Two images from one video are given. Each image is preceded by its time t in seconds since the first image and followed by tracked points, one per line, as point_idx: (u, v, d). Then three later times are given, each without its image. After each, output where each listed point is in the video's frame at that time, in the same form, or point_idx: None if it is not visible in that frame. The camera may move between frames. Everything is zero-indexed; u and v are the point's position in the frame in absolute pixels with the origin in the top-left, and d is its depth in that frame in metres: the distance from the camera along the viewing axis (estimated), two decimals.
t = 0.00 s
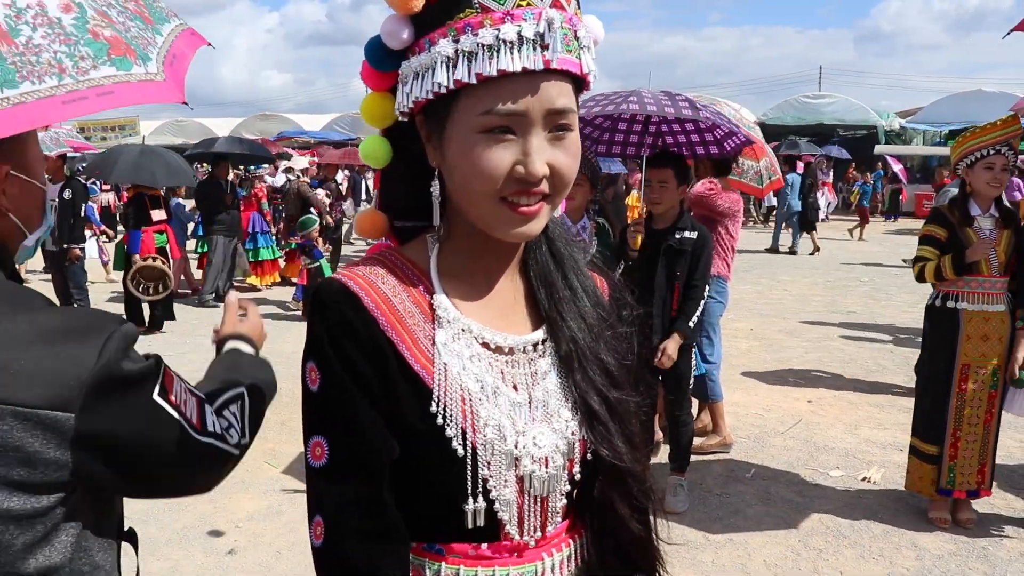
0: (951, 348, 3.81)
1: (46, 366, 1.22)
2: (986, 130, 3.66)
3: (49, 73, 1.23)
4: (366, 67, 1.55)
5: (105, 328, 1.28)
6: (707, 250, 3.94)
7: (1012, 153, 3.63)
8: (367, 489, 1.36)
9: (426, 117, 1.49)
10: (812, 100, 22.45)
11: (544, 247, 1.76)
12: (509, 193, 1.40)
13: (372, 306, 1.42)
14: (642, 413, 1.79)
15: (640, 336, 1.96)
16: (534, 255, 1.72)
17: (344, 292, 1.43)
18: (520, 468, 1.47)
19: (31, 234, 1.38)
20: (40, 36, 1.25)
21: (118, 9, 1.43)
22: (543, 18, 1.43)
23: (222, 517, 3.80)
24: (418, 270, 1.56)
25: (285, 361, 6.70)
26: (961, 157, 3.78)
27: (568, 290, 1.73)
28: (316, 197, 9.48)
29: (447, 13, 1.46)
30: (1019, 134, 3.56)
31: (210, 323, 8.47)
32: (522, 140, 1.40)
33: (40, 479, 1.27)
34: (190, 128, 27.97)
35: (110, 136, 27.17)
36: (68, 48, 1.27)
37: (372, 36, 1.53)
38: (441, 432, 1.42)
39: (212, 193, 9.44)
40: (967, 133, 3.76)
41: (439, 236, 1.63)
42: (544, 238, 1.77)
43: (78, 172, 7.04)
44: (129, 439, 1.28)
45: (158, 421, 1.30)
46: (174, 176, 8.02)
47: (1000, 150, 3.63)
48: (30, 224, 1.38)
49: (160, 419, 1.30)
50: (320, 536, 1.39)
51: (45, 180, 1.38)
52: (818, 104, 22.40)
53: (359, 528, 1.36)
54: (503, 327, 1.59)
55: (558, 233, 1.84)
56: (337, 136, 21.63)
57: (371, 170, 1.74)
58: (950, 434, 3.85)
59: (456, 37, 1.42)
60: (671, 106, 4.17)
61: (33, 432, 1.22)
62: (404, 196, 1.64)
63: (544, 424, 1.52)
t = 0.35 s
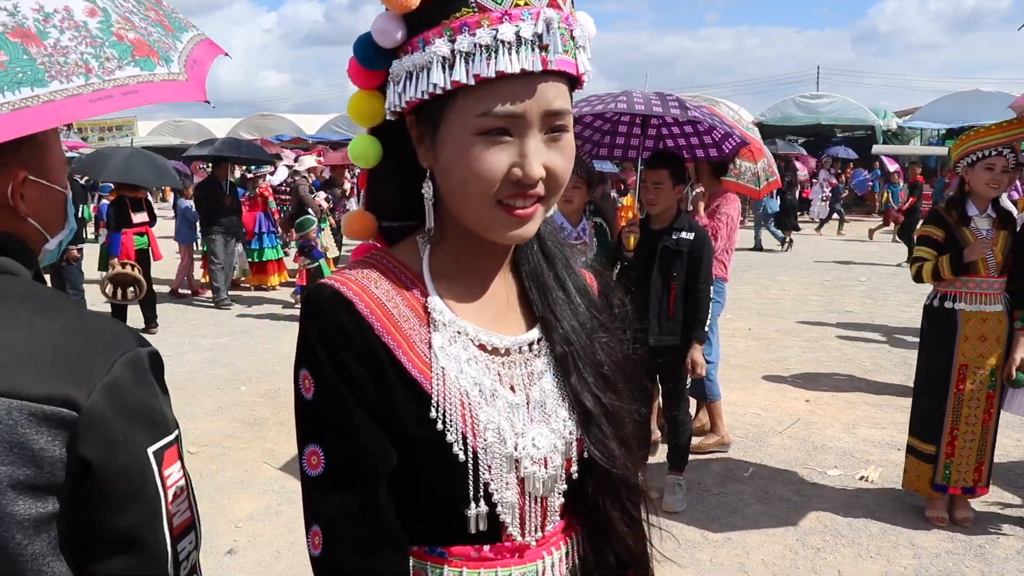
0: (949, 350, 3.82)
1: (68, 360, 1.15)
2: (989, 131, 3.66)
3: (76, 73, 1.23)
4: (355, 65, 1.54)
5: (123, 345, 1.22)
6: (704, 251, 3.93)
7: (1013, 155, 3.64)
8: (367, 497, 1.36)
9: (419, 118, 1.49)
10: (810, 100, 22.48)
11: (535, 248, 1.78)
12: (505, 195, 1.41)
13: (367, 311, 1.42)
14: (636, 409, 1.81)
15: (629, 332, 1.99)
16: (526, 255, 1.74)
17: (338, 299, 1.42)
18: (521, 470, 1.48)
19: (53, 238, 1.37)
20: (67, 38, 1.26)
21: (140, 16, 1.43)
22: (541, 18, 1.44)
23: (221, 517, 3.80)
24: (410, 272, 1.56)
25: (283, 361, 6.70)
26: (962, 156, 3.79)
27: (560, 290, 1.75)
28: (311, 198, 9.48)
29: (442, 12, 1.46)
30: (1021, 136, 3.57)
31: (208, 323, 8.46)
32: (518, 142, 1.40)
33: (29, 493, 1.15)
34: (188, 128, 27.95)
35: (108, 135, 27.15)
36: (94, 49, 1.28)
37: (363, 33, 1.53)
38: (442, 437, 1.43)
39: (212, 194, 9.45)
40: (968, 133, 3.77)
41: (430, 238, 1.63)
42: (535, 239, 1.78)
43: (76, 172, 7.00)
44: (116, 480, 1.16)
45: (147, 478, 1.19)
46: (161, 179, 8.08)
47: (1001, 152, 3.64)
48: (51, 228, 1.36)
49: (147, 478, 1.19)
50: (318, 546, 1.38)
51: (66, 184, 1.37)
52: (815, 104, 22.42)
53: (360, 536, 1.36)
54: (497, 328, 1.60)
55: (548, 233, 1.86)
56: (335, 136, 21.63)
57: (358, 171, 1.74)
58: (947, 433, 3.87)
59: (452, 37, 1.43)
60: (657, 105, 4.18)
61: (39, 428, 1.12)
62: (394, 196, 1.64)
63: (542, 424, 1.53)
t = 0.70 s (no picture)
0: (946, 350, 3.82)
1: None
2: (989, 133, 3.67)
3: (114, 88, 1.25)
4: (345, 64, 1.54)
5: (74, 345, 1.20)
6: (703, 251, 3.93)
7: (1013, 157, 3.65)
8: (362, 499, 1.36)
9: (410, 117, 1.49)
10: (809, 100, 22.50)
11: (525, 248, 1.78)
12: (497, 196, 1.41)
13: (359, 313, 1.42)
14: (629, 406, 1.81)
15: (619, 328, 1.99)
16: (516, 255, 1.74)
17: (330, 302, 1.42)
18: (517, 468, 1.48)
19: (37, 239, 1.38)
20: (107, 54, 1.28)
21: (175, 31, 1.50)
22: (534, 18, 1.44)
23: (219, 517, 3.80)
24: (402, 273, 1.56)
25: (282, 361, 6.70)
26: (962, 156, 3.79)
27: (552, 290, 1.75)
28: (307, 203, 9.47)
29: (434, 10, 1.46)
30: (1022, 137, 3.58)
31: (207, 323, 8.46)
32: (511, 143, 1.40)
33: None
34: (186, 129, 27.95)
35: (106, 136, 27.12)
36: (132, 65, 1.31)
37: (355, 32, 1.52)
38: (437, 438, 1.42)
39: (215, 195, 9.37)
40: (969, 133, 3.77)
41: (421, 239, 1.63)
42: (525, 238, 1.79)
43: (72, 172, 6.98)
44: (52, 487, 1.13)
45: (91, 483, 1.16)
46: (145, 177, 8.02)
47: (1002, 153, 3.64)
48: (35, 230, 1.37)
49: (91, 484, 1.16)
50: (314, 550, 1.38)
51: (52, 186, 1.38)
52: (814, 104, 22.43)
53: (357, 539, 1.35)
54: (490, 328, 1.60)
55: (538, 232, 1.86)
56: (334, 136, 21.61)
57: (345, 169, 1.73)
58: (946, 433, 3.86)
59: (445, 36, 1.42)
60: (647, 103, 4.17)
61: None
62: (389, 195, 1.65)
63: (538, 422, 1.53)
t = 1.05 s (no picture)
0: (947, 351, 3.81)
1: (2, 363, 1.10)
2: (986, 132, 3.67)
3: (65, 80, 1.23)
4: (333, 66, 1.54)
5: (75, 344, 1.19)
6: (701, 251, 3.93)
7: (1009, 156, 3.65)
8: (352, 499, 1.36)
9: (397, 118, 1.50)
10: (808, 100, 22.51)
11: (515, 247, 1.77)
12: (484, 197, 1.41)
13: (347, 315, 1.42)
14: (624, 402, 1.81)
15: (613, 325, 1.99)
16: (506, 254, 1.74)
17: (319, 304, 1.42)
18: (509, 466, 1.48)
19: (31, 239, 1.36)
20: (59, 46, 1.26)
21: (145, 23, 1.47)
22: (520, 20, 1.44)
23: (219, 517, 3.80)
24: (391, 275, 1.56)
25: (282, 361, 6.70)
26: (959, 157, 3.79)
27: (543, 288, 1.74)
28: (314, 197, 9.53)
29: (420, 13, 1.46)
30: (1018, 137, 3.59)
31: (207, 323, 8.46)
32: (497, 144, 1.40)
33: None
34: (185, 129, 27.94)
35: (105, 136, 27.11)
36: (86, 56, 1.29)
37: (342, 34, 1.52)
38: (427, 437, 1.43)
39: (215, 194, 9.28)
40: (965, 133, 3.77)
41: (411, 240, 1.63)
42: (516, 237, 1.78)
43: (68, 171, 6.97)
44: (71, 489, 1.13)
45: (109, 481, 1.17)
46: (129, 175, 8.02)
47: (998, 153, 3.64)
48: (29, 230, 1.36)
49: (108, 481, 1.17)
50: (307, 550, 1.38)
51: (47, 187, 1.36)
52: (812, 104, 22.43)
53: (348, 538, 1.35)
54: (481, 327, 1.60)
55: (530, 231, 1.85)
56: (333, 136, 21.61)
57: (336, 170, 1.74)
58: (947, 433, 3.86)
59: (431, 39, 1.42)
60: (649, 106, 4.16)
61: None
62: (379, 196, 1.65)
63: (529, 420, 1.53)
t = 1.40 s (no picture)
0: (951, 350, 3.81)
1: (25, 362, 1.10)
2: (979, 130, 3.69)
3: (50, 69, 1.22)
4: (335, 65, 1.53)
5: (95, 343, 1.18)
6: (703, 250, 3.94)
7: (1005, 154, 3.65)
8: (349, 502, 1.34)
9: (397, 118, 1.49)
10: (805, 100, 22.52)
11: (518, 248, 1.76)
12: (487, 196, 1.39)
13: (346, 315, 1.42)
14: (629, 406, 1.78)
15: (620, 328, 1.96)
16: (509, 255, 1.72)
17: (318, 304, 1.42)
18: (509, 469, 1.47)
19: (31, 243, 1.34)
20: (41, 36, 1.24)
21: (122, 12, 1.43)
22: (521, 18, 1.43)
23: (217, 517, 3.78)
24: (393, 276, 1.55)
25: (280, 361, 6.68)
26: (956, 156, 3.78)
27: (545, 290, 1.73)
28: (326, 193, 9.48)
29: (421, 11, 1.45)
30: (1009, 134, 3.61)
31: (204, 323, 8.44)
32: (499, 143, 1.39)
33: (12, 504, 1.09)
34: (182, 129, 27.88)
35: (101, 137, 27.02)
36: (69, 45, 1.27)
37: (344, 33, 1.51)
38: (426, 439, 1.42)
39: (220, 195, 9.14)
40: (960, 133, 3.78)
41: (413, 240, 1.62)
42: (517, 238, 1.76)
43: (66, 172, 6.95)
44: (98, 487, 1.11)
45: (132, 478, 1.15)
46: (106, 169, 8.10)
47: (992, 151, 3.64)
48: (30, 234, 1.33)
49: (131, 478, 1.15)
50: (305, 551, 1.38)
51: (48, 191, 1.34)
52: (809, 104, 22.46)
53: (345, 540, 1.34)
54: (482, 329, 1.58)
55: (534, 232, 1.83)
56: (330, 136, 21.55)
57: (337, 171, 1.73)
58: (951, 433, 3.86)
59: (432, 37, 1.41)
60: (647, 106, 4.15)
61: (11, 437, 1.07)
62: (382, 197, 1.64)
63: (531, 422, 1.51)
